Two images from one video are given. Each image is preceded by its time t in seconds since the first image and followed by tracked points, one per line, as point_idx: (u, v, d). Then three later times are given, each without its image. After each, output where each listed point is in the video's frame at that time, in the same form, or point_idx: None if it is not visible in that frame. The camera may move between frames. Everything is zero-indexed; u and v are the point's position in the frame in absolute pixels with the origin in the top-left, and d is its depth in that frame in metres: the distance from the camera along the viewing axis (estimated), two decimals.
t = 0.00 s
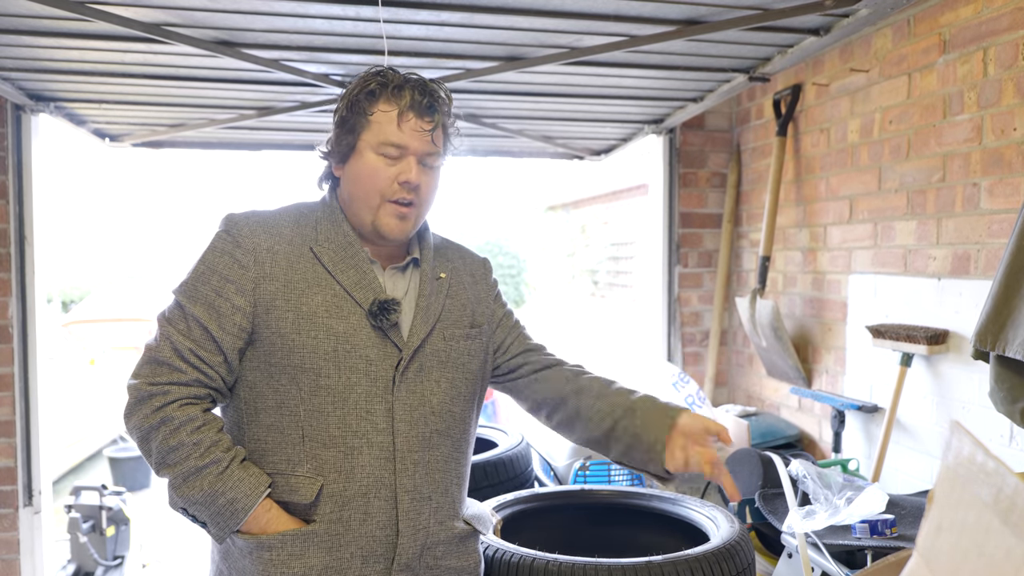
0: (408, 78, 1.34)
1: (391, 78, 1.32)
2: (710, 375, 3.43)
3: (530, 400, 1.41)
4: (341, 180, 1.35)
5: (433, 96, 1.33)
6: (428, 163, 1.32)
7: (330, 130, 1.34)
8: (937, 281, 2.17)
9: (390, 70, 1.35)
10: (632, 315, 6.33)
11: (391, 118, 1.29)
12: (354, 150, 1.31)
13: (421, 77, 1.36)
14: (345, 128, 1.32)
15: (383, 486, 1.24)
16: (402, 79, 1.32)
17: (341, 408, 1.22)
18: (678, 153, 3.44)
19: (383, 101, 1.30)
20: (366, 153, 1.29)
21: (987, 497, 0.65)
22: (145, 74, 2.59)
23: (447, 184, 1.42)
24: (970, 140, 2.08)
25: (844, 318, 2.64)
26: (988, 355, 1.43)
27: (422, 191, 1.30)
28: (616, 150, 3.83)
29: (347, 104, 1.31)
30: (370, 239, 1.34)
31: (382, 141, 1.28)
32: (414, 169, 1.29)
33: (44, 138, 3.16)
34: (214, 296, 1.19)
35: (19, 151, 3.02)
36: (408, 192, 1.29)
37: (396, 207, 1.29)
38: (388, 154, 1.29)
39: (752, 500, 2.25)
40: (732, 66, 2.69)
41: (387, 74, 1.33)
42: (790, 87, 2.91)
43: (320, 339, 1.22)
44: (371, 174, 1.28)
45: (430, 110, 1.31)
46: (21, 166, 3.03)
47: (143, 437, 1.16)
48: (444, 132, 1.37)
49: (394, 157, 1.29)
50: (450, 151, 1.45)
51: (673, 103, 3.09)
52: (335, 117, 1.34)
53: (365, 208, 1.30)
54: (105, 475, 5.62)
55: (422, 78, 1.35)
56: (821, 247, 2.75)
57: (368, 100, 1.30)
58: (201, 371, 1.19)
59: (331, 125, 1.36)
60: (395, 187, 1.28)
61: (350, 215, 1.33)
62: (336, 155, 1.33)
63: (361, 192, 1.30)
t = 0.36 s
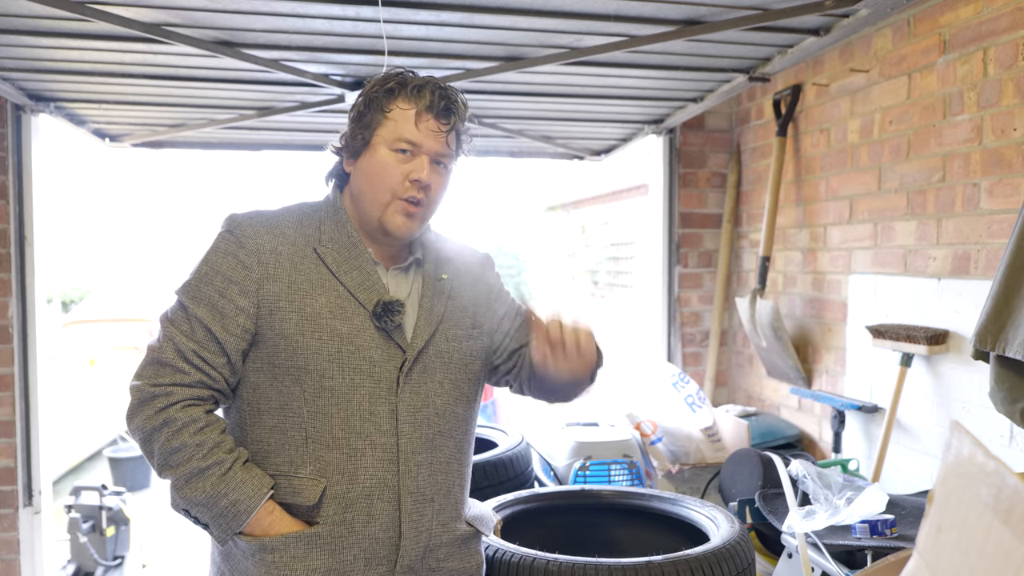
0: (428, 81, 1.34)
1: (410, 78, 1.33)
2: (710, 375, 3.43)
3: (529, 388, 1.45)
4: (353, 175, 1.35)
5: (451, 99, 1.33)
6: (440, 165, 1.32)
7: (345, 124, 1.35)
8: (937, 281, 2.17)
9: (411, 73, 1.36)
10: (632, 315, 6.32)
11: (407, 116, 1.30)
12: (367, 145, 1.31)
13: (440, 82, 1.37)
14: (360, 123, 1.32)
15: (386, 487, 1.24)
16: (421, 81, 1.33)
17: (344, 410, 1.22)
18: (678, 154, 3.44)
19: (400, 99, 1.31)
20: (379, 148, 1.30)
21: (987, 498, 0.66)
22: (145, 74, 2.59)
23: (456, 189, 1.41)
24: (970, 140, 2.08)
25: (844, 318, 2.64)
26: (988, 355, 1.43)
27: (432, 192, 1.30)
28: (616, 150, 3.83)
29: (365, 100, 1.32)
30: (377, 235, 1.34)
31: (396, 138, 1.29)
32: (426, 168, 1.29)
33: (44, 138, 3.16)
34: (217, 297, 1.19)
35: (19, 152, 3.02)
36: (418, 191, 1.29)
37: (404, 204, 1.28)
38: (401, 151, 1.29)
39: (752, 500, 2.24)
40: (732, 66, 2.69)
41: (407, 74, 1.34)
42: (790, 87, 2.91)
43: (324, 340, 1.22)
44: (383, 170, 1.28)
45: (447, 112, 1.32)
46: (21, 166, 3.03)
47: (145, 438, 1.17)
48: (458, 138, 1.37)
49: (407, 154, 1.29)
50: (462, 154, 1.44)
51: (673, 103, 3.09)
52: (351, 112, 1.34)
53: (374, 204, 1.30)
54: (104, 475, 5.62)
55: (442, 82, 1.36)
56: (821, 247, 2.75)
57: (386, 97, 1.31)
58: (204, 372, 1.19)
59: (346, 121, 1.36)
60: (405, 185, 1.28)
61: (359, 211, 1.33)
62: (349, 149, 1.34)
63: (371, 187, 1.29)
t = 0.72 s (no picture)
0: (436, 89, 1.32)
1: (422, 89, 1.31)
2: (710, 376, 3.43)
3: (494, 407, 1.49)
4: (356, 181, 1.33)
5: (461, 113, 1.33)
6: (447, 179, 1.32)
7: (349, 128, 1.31)
8: (937, 281, 2.17)
9: (417, 77, 1.33)
10: (632, 315, 6.32)
11: (420, 132, 1.27)
12: (376, 157, 1.28)
13: (445, 87, 1.35)
14: (367, 131, 1.28)
15: (387, 490, 1.24)
16: (432, 92, 1.30)
17: (345, 412, 1.22)
18: (678, 154, 3.44)
19: (413, 113, 1.28)
20: (390, 162, 1.28)
21: (986, 498, 0.65)
22: (145, 74, 2.59)
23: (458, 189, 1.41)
24: (970, 140, 2.08)
25: (844, 318, 2.64)
26: (988, 355, 1.43)
27: (440, 209, 1.31)
28: (616, 150, 3.83)
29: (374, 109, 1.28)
30: (381, 244, 1.33)
31: (409, 155, 1.27)
32: (436, 186, 1.29)
33: (44, 138, 3.16)
34: (217, 300, 1.19)
35: (19, 152, 3.02)
36: (427, 208, 1.29)
37: (413, 220, 1.29)
38: (413, 168, 1.27)
39: (752, 500, 2.25)
40: (732, 66, 2.69)
41: (419, 84, 1.31)
42: (789, 87, 2.91)
43: (325, 343, 1.22)
44: (394, 187, 1.27)
45: (458, 128, 1.31)
46: (21, 166, 3.03)
47: (145, 441, 1.17)
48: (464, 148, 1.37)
49: (418, 172, 1.28)
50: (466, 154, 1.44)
51: (673, 103, 3.09)
52: (357, 117, 1.30)
53: (381, 217, 1.29)
54: (104, 475, 5.62)
55: (448, 88, 1.34)
56: (821, 247, 2.75)
57: (397, 110, 1.28)
58: (203, 375, 1.19)
59: (349, 123, 1.32)
60: (416, 202, 1.28)
61: (363, 219, 1.32)
62: (354, 157, 1.30)
63: (379, 201, 1.28)
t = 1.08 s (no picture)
0: (448, 95, 1.32)
1: (437, 95, 1.30)
2: (710, 376, 3.43)
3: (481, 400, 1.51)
4: (366, 183, 1.31)
5: (473, 119, 1.34)
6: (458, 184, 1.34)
7: (362, 131, 1.28)
8: (937, 281, 2.17)
9: (428, 81, 1.32)
10: (632, 315, 6.32)
11: (438, 139, 1.28)
12: (394, 163, 1.27)
13: (455, 91, 1.35)
14: (384, 137, 1.26)
15: (391, 489, 1.24)
16: (446, 98, 1.30)
17: (349, 414, 1.22)
18: (678, 154, 3.44)
19: (431, 120, 1.28)
20: (408, 169, 1.27)
21: (987, 498, 0.65)
22: (145, 74, 2.59)
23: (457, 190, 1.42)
24: (970, 140, 2.08)
25: (844, 318, 2.64)
26: (988, 355, 1.43)
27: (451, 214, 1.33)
28: (616, 150, 3.83)
29: (391, 114, 1.27)
30: (390, 246, 1.34)
31: (428, 163, 1.27)
32: (451, 194, 1.31)
33: (44, 139, 3.16)
34: (218, 300, 1.19)
35: (19, 152, 3.02)
36: (440, 215, 1.31)
37: (426, 225, 1.30)
38: (430, 175, 1.28)
39: (752, 500, 2.25)
40: (732, 66, 2.69)
41: (434, 89, 1.30)
42: (790, 87, 2.90)
43: (329, 344, 1.22)
44: (413, 194, 1.27)
45: (471, 134, 1.33)
46: (21, 166, 3.03)
47: (145, 443, 1.17)
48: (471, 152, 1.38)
49: (436, 179, 1.29)
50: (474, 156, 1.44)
51: (673, 103, 3.09)
52: (371, 120, 1.28)
53: (396, 223, 1.30)
54: (104, 475, 5.62)
55: (458, 93, 1.34)
56: (821, 247, 2.75)
57: (415, 115, 1.27)
58: (206, 376, 1.19)
59: (360, 125, 1.29)
60: (432, 209, 1.29)
61: (374, 222, 1.32)
62: (368, 161, 1.28)
63: (396, 208, 1.28)
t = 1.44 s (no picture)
0: (454, 100, 1.32)
1: (444, 100, 1.30)
2: (710, 376, 3.43)
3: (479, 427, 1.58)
4: (372, 188, 1.30)
5: (477, 123, 1.34)
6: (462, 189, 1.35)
7: (370, 137, 1.27)
8: (937, 281, 2.17)
9: (433, 86, 1.32)
10: (632, 315, 6.32)
11: (446, 145, 1.28)
12: (402, 170, 1.26)
13: (458, 95, 1.35)
14: (392, 144, 1.26)
15: (389, 492, 1.25)
16: (451, 103, 1.31)
17: (348, 416, 1.22)
18: (678, 154, 3.44)
19: (439, 126, 1.28)
20: (416, 176, 1.27)
21: (986, 498, 0.65)
22: (145, 74, 2.59)
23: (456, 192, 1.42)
24: (970, 140, 2.08)
25: (844, 318, 2.64)
26: (988, 355, 1.43)
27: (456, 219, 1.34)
28: (616, 150, 3.83)
29: (399, 120, 1.26)
30: (395, 251, 1.34)
31: (436, 170, 1.27)
32: (457, 200, 1.32)
33: (44, 139, 3.16)
34: (218, 301, 1.19)
35: (19, 152, 3.02)
36: (446, 220, 1.32)
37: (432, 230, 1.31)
38: (437, 182, 1.28)
39: (752, 500, 2.25)
40: (732, 66, 2.69)
41: (440, 95, 1.30)
42: (790, 87, 2.90)
43: (328, 345, 1.22)
44: (421, 201, 1.27)
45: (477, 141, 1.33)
46: (21, 166, 3.03)
47: (143, 444, 1.16)
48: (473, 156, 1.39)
49: (443, 186, 1.29)
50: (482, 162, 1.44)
51: (673, 103, 3.09)
52: (379, 127, 1.27)
53: (403, 229, 1.30)
54: (104, 475, 5.62)
55: (462, 97, 1.34)
56: (821, 247, 2.75)
57: (423, 121, 1.27)
58: (204, 377, 1.19)
59: (366, 131, 1.28)
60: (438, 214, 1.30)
61: (381, 228, 1.31)
62: (375, 167, 1.27)
63: (404, 214, 1.28)
